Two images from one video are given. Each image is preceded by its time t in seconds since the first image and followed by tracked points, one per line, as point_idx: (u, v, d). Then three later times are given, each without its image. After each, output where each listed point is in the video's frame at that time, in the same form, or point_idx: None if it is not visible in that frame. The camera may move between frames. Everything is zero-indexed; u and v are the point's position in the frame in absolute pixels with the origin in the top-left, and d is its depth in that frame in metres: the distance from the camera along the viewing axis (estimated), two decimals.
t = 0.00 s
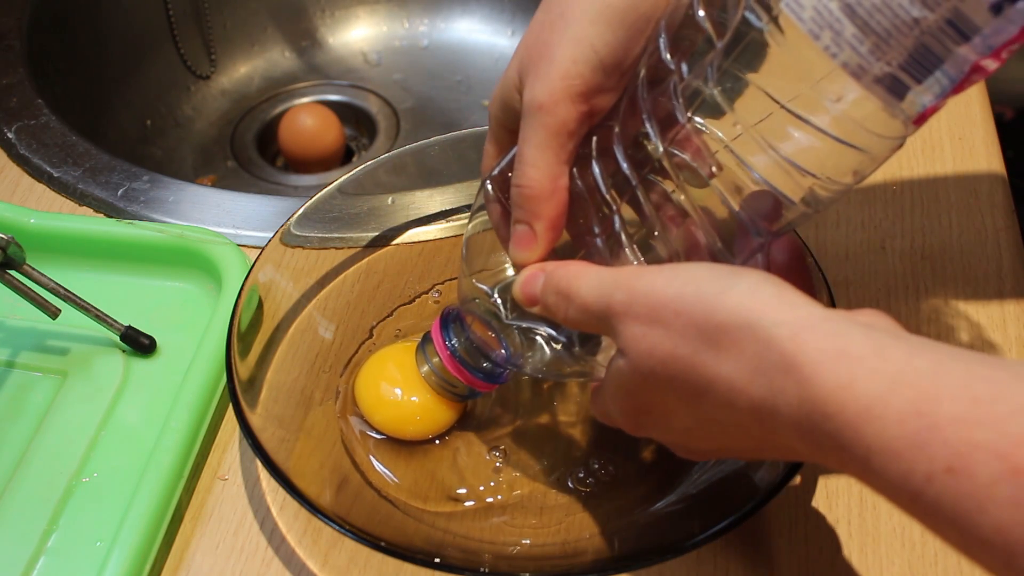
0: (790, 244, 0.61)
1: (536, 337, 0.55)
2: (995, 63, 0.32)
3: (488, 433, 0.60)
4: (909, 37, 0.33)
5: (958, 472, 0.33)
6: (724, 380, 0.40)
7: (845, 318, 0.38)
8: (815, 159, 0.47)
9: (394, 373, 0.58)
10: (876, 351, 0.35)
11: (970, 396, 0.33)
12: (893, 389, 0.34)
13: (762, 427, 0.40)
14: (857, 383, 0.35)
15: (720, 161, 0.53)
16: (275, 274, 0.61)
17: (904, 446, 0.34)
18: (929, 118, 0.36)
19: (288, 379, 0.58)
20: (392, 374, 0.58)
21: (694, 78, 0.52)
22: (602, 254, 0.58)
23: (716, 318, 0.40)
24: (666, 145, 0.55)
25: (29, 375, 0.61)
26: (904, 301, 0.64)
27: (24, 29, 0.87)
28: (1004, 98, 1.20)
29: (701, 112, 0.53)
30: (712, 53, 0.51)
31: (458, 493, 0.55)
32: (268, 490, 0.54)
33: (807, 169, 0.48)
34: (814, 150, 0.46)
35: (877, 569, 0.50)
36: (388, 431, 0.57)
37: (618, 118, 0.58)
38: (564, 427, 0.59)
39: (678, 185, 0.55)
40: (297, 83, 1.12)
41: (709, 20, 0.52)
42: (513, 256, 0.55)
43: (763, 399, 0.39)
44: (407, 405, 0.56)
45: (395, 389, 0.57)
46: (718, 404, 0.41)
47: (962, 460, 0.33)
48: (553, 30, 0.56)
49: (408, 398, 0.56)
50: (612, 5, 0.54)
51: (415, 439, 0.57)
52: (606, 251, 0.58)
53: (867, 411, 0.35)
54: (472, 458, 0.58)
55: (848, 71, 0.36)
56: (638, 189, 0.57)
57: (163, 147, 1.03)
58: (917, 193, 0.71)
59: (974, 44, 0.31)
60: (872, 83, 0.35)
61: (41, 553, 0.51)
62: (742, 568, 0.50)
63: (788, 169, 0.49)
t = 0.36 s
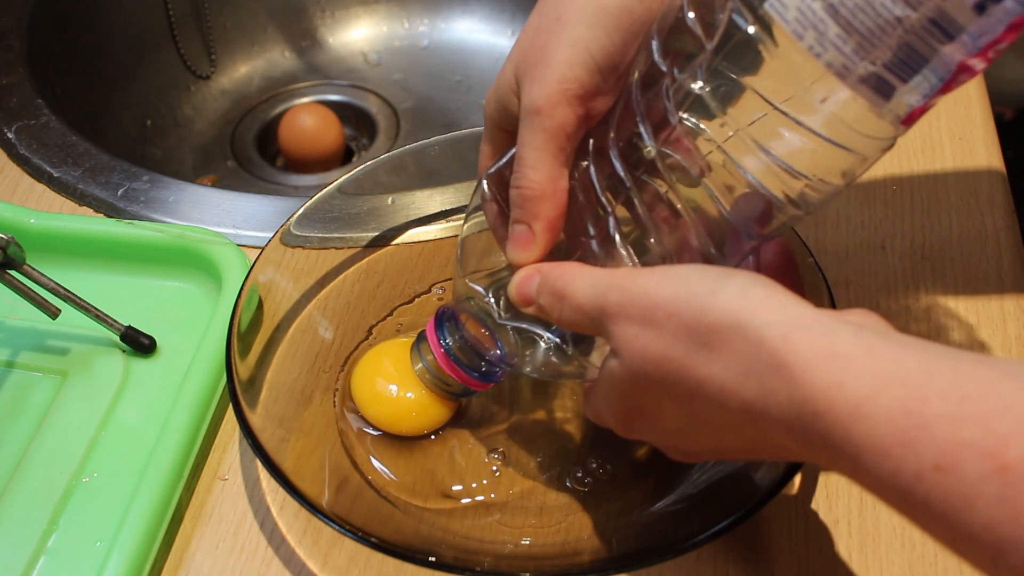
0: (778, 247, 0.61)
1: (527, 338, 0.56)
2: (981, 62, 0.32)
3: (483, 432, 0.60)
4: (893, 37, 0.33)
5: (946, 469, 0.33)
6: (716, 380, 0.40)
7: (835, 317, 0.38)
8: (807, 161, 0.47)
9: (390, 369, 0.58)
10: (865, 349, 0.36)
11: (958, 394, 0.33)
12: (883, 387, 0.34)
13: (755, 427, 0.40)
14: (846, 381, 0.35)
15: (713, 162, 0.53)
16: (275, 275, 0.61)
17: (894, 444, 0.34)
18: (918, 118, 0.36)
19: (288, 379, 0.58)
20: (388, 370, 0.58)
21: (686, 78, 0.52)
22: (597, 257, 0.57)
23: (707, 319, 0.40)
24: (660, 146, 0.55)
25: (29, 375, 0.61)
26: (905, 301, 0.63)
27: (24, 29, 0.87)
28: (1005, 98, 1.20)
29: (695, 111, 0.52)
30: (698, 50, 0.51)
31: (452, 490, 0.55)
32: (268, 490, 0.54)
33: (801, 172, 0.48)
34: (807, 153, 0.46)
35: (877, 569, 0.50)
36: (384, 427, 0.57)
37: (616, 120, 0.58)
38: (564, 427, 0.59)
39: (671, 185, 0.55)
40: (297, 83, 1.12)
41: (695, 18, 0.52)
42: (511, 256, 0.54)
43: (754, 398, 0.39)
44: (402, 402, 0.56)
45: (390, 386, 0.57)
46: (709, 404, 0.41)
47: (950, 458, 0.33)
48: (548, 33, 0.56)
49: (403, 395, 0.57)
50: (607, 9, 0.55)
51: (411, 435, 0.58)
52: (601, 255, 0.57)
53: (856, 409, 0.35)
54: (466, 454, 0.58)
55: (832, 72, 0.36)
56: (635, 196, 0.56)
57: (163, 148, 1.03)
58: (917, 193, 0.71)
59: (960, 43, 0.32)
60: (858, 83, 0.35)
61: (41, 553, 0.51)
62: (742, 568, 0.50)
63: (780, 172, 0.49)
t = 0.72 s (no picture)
0: (769, 246, 0.60)
1: (519, 337, 0.56)
2: (959, 59, 0.35)
3: (477, 429, 0.60)
4: (863, 32, 0.37)
5: (933, 465, 0.33)
6: (708, 379, 0.40)
7: (824, 317, 0.38)
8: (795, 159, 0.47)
9: (384, 364, 0.58)
10: (854, 348, 0.36)
11: (945, 391, 0.33)
12: (871, 384, 0.34)
13: (747, 426, 0.40)
14: (835, 379, 0.35)
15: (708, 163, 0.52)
16: (275, 275, 0.61)
17: (882, 441, 0.34)
18: (898, 113, 0.39)
19: (288, 379, 0.58)
20: (383, 365, 0.58)
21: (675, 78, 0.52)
22: (590, 257, 0.57)
23: (696, 320, 0.40)
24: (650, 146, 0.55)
25: (29, 375, 0.61)
26: (905, 301, 0.63)
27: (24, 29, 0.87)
28: (1005, 98, 1.20)
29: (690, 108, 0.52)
30: (684, 53, 0.52)
31: (448, 487, 0.55)
32: (268, 490, 0.54)
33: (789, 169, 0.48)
34: (795, 149, 0.46)
35: (877, 569, 0.50)
36: (378, 421, 0.57)
37: (611, 122, 0.58)
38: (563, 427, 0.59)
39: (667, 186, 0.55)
40: (296, 83, 1.12)
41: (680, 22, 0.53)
42: (506, 255, 0.54)
43: (754, 399, 0.39)
44: (396, 397, 0.56)
45: (385, 380, 0.57)
46: (702, 403, 0.41)
47: (936, 454, 0.33)
48: (544, 34, 0.56)
49: (397, 389, 0.57)
50: (602, 11, 0.54)
51: (405, 429, 0.58)
52: (594, 254, 0.57)
53: (845, 406, 0.35)
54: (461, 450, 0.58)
55: (808, 69, 0.42)
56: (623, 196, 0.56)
57: (163, 147, 1.03)
58: (917, 193, 0.71)
59: (933, 38, 0.35)
60: (836, 73, 0.40)
61: (41, 553, 0.51)
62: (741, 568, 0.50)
63: (766, 170, 0.49)
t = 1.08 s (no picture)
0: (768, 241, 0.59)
1: (521, 332, 0.56)
2: (953, 50, 0.33)
3: (478, 424, 0.60)
4: (855, 26, 0.33)
5: (928, 456, 0.33)
6: (706, 378, 0.40)
7: (823, 309, 0.38)
8: (794, 155, 0.47)
9: (384, 361, 0.58)
10: (852, 343, 0.36)
11: (944, 390, 0.33)
12: (870, 384, 0.34)
13: (746, 420, 0.40)
14: (832, 371, 0.35)
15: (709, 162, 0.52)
16: (275, 275, 0.61)
17: (879, 439, 0.34)
18: (893, 108, 0.37)
19: (288, 379, 0.58)
20: (383, 363, 0.58)
21: (672, 75, 0.51)
22: (593, 256, 0.57)
23: (696, 312, 0.40)
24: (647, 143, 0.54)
25: (29, 375, 0.61)
26: (906, 300, 0.63)
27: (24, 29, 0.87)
28: (1005, 98, 1.20)
29: (689, 104, 0.51)
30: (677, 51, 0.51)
31: (448, 487, 0.55)
32: (268, 490, 0.54)
33: (787, 167, 0.48)
34: (794, 145, 0.47)
35: (877, 569, 0.50)
36: (377, 419, 0.57)
37: (614, 122, 0.57)
38: (564, 427, 0.59)
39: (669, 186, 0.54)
40: (297, 83, 1.13)
41: (676, 18, 0.52)
42: (506, 250, 0.54)
43: (752, 399, 0.39)
44: (396, 395, 0.56)
45: (384, 378, 0.57)
46: (702, 403, 0.41)
47: (931, 445, 0.33)
48: (546, 32, 0.57)
49: (397, 388, 0.57)
50: (603, 10, 0.56)
51: (405, 428, 0.58)
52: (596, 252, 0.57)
53: (841, 398, 0.35)
54: (461, 450, 0.58)
55: (797, 62, 0.37)
56: (623, 191, 0.55)
57: (163, 147, 1.03)
58: (917, 192, 0.71)
59: (925, 32, 0.32)
60: (824, 72, 0.36)
61: (41, 553, 0.51)
62: (742, 569, 0.50)
63: (764, 167, 0.49)
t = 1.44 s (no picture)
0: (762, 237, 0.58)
1: (510, 329, 0.55)
2: (942, 45, 0.33)
3: (477, 423, 0.60)
4: (842, 22, 0.33)
5: (918, 451, 0.33)
6: (706, 378, 0.40)
7: (819, 306, 0.38)
8: (783, 150, 0.46)
9: (379, 360, 0.58)
10: (852, 342, 0.36)
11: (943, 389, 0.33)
12: (870, 384, 0.34)
13: (745, 419, 0.40)
14: (824, 365, 0.35)
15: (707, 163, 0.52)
16: (275, 275, 0.61)
17: (879, 439, 0.34)
18: (882, 105, 0.36)
19: (288, 379, 0.58)
20: (377, 362, 0.58)
21: (660, 71, 0.51)
22: (582, 252, 0.58)
23: (686, 305, 0.40)
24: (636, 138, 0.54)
25: (29, 375, 0.61)
26: (905, 300, 0.63)
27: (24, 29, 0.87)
28: (1005, 98, 1.21)
29: (675, 99, 0.51)
30: (665, 47, 0.50)
31: (447, 487, 0.55)
32: (268, 490, 0.54)
33: (776, 160, 0.47)
34: (782, 139, 0.46)
35: (877, 569, 0.50)
36: (370, 417, 0.57)
37: (601, 116, 0.58)
38: (564, 427, 0.59)
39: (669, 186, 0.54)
40: (296, 83, 1.13)
41: (663, 13, 0.51)
42: (495, 247, 0.54)
43: (752, 400, 0.39)
44: (390, 394, 0.56)
45: (378, 377, 0.57)
46: (702, 403, 0.41)
47: (922, 440, 0.33)
48: (533, 29, 0.57)
49: (391, 387, 0.57)
50: (592, 6, 0.55)
51: (401, 427, 0.58)
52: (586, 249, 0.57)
53: (832, 393, 0.35)
54: (460, 451, 0.58)
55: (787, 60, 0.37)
56: (610, 187, 0.56)
57: (163, 147, 1.03)
58: (917, 192, 0.71)
59: (913, 27, 0.32)
60: (812, 69, 0.36)
61: (41, 553, 0.51)
62: (741, 568, 0.50)
63: (754, 161, 0.48)
